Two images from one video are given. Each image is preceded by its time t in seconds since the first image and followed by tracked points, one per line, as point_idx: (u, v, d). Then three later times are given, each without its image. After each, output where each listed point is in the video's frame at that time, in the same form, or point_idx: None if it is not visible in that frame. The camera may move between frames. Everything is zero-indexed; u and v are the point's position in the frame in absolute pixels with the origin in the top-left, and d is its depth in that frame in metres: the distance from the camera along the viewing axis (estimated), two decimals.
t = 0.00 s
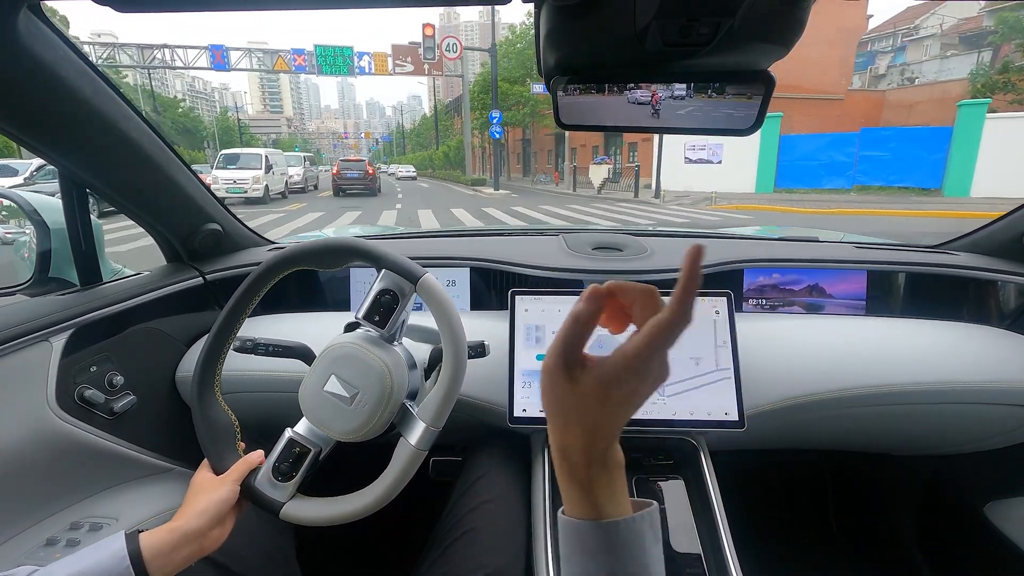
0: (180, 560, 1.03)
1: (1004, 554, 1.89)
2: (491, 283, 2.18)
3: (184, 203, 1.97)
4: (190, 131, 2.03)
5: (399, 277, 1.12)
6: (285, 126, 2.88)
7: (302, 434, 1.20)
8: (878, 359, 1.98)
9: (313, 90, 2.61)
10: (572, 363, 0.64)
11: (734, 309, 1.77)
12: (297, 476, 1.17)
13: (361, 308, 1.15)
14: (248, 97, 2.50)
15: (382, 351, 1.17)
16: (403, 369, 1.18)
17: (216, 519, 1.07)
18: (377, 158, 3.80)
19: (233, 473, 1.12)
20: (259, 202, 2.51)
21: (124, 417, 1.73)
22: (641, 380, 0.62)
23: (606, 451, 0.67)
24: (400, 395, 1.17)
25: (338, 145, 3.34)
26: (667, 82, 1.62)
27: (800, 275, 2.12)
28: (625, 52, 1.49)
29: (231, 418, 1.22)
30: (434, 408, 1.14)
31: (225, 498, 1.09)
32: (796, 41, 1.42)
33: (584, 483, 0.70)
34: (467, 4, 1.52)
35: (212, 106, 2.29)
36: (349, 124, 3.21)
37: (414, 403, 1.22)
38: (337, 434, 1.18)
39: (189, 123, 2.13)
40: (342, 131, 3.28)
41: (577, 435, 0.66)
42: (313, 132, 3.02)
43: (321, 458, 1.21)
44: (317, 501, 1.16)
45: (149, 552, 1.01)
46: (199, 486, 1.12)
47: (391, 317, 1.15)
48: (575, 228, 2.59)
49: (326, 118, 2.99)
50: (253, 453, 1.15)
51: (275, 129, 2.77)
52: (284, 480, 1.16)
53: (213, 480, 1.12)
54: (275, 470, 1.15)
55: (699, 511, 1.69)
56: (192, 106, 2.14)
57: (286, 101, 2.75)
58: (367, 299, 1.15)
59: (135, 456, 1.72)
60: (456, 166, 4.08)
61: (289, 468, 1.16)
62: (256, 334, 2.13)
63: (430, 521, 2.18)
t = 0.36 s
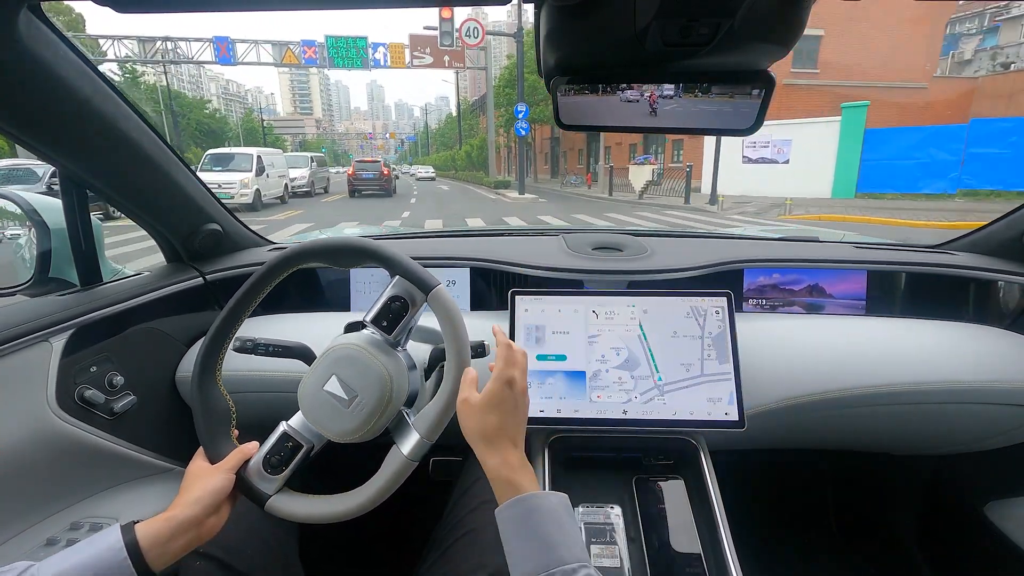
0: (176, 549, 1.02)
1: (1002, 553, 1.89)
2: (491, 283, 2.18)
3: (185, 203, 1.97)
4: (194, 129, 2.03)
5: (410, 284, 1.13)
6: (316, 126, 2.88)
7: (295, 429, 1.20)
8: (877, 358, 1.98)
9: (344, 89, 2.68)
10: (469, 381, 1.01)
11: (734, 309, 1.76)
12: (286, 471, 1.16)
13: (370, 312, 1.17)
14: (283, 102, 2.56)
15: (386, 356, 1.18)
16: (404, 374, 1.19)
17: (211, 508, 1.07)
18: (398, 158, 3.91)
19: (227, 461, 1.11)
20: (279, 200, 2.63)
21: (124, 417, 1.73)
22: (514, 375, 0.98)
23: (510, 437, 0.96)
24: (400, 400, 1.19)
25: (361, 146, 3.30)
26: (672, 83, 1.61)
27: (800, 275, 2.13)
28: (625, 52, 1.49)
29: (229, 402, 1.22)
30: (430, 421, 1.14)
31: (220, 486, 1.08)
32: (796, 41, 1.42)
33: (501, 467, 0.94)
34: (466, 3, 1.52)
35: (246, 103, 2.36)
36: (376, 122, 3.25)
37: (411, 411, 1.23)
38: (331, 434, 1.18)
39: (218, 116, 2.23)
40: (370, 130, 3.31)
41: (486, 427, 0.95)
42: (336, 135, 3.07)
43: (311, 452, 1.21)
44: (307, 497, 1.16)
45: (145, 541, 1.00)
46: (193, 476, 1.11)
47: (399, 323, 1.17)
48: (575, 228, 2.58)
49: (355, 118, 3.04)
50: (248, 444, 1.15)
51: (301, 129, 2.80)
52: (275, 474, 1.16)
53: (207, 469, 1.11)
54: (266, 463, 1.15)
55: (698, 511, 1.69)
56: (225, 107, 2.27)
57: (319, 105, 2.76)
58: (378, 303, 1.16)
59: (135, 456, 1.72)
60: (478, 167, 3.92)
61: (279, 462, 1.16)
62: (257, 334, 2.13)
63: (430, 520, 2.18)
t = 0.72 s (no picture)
0: (173, 537, 0.99)
1: (1002, 554, 1.89)
2: (491, 283, 2.18)
3: (185, 203, 1.97)
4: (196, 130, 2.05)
5: (421, 294, 1.15)
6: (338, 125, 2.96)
7: (290, 424, 1.21)
8: (878, 358, 1.98)
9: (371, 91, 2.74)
10: (448, 410, 1.06)
11: (734, 309, 1.76)
12: (275, 463, 1.16)
13: (379, 317, 1.18)
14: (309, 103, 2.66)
15: (390, 363, 1.18)
16: (404, 382, 1.19)
17: (206, 495, 1.04)
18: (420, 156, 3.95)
19: (222, 449, 1.09)
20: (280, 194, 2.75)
21: (124, 417, 1.73)
22: (486, 406, 1.06)
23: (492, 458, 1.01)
24: (400, 407, 1.19)
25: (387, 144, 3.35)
26: (672, 83, 1.62)
27: (800, 275, 2.13)
28: (626, 52, 1.49)
29: (230, 388, 1.22)
30: (422, 435, 1.13)
31: (215, 473, 1.06)
32: (795, 41, 1.42)
33: (486, 484, 0.97)
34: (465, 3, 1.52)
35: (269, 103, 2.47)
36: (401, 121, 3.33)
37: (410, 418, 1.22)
38: (325, 434, 1.19)
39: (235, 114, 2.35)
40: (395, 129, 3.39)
41: (468, 450, 1.00)
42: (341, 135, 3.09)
43: (301, 448, 1.22)
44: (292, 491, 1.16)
45: (141, 530, 0.97)
46: (185, 464, 1.08)
47: (405, 331, 1.17)
48: (576, 228, 2.59)
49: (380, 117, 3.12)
50: (241, 431, 1.13)
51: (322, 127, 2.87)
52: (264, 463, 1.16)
53: (202, 457, 1.09)
54: (256, 455, 1.15)
55: (698, 512, 1.69)
56: (250, 106, 2.42)
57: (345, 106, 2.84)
58: (388, 309, 1.17)
59: (134, 456, 1.72)
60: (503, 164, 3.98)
61: (269, 454, 1.16)
62: (257, 334, 2.13)
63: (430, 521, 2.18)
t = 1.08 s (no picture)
0: (171, 529, 0.99)
1: (1002, 554, 1.89)
2: (490, 283, 2.18)
3: (185, 203, 1.97)
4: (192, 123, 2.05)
5: (430, 303, 1.17)
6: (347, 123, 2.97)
7: (285, 416, 1.21)
8: (878, 358, 1.98)
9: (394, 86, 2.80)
10: (442, 419, 1.05)
11: (734, 308, 1.77)
12: (268, 455, 1.16)
13: (387, 323, 1.19)
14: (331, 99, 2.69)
15: (391, 369, 1.18)
16: (404, 388, 1.19)
17: (202, 487, 1.04)
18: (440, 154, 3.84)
19: (216, 441, 1.10)
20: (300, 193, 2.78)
21: (124, 417, 1.73)
22: (482, 410, 1.06)
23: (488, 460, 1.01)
24: (398, 411, 1.19)
25: (406, 141, 3.41)
26: (672, 84, 1.62)
27: (800, 275, 2.13)
28: (627, 52, 1.49)
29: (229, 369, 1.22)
30: (417, 443, 1.14)
31: (211, 465, 1.06)
32: (795, 41, 1.42)
33: (483, 487, 0.97)
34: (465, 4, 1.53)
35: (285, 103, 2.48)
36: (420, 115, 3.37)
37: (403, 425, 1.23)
38: (321, 434, 1.19)
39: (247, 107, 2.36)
40: (414, 126, 3.54)
41: (464, 454, 1.00)
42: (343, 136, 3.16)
43: (293, 442, 1.21)
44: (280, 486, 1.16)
45: (137, 525, 0.96)
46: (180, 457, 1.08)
47: (411, 340, 1.19)
48: (576, 228, 2.59)
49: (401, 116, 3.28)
50: (233, 420, 1.14)
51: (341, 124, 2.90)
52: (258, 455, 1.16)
53: (195, 450, 1.09)
54: (248, 445, 1.14)
55: (699, 512, 1.69)
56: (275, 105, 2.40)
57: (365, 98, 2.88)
58: (397, 315, 1.19)
59: (134, 455, 1.72)
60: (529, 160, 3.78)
61: (262, 444, 1.15)
62: (256, 334, 2.13)
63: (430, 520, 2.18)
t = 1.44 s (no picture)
0: (165, 523, 1.00)
1: (1002, 554, 1.89)
2: (491, 284, 2.18)
3: (185, 203, 1.97)
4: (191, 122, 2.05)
5: (437, 313, 1.17)
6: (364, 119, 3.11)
7: (282, 411, 1.21)
8: (878, 358, 1.98)
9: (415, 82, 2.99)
10: (442, 419, 1.06)
11: (734, 308, 1.77)
12: (261, 447, 1.16)
13: (393, 330, 1.19)
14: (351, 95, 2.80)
15: (391, 372, 1.18)
16: (402, 392, 1.19)
17: (197, 480, 1.03)
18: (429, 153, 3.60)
19: (209, 433, 1.09)
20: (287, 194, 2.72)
21: (124, 417, 1.72)
22: (483, 410, 1.06)
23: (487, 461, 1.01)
24: (394, 417, 1.18)
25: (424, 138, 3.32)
26: (672, 84, 1.62)
27: (800, 275, 2.13)
28: (628, 51, 1.49)
29: (232, 359, 1.21)
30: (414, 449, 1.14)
31: (203, 457, 1.05)
32: (796, 41, 1.43)
33: (481, 487, 0.97)
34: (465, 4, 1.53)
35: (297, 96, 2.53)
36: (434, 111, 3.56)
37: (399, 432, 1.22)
38: (316, 434, 1.19)
39: (265, 105, 2.40)
40: (427, 121, 3.64)
41: (463, 455, 1.01)
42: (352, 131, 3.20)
43: (288, 436, 1.21)
44: (271, 479, 1.16)
45: (131, 518, 0.97)
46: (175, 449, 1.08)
47: (416, 348, 1.19)
48: (576, 228, 2.59)
49: (421, 112, 3.59)
50: (227, 412, 1.12)
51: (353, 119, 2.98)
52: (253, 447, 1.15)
53: (190, 442, 1.08)
54: (243, 436, 1.14)
55: (699, 511, 1.69)
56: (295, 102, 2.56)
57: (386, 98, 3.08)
58: (404, 322, 1.19)
59: (133, 456, 1.72)
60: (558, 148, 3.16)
61: (256, 436, 1.15)
62: (256, 334, 2.13)
63: (430, 520, 2.17)
